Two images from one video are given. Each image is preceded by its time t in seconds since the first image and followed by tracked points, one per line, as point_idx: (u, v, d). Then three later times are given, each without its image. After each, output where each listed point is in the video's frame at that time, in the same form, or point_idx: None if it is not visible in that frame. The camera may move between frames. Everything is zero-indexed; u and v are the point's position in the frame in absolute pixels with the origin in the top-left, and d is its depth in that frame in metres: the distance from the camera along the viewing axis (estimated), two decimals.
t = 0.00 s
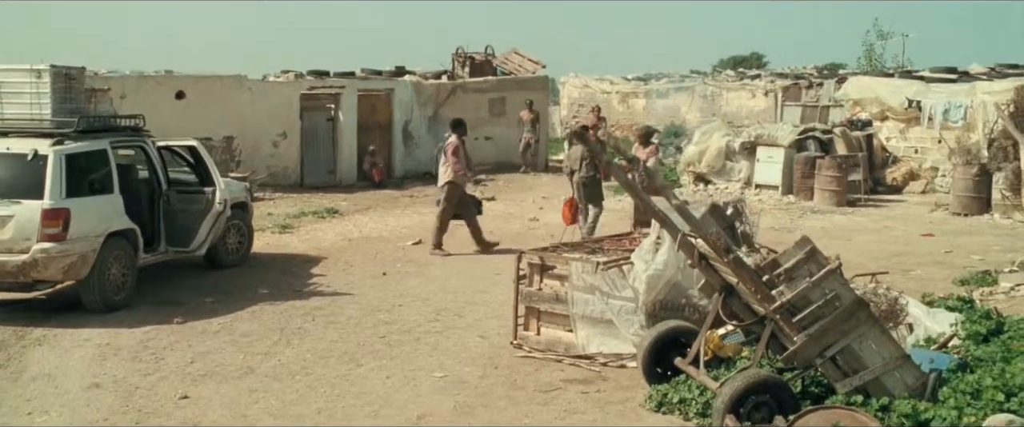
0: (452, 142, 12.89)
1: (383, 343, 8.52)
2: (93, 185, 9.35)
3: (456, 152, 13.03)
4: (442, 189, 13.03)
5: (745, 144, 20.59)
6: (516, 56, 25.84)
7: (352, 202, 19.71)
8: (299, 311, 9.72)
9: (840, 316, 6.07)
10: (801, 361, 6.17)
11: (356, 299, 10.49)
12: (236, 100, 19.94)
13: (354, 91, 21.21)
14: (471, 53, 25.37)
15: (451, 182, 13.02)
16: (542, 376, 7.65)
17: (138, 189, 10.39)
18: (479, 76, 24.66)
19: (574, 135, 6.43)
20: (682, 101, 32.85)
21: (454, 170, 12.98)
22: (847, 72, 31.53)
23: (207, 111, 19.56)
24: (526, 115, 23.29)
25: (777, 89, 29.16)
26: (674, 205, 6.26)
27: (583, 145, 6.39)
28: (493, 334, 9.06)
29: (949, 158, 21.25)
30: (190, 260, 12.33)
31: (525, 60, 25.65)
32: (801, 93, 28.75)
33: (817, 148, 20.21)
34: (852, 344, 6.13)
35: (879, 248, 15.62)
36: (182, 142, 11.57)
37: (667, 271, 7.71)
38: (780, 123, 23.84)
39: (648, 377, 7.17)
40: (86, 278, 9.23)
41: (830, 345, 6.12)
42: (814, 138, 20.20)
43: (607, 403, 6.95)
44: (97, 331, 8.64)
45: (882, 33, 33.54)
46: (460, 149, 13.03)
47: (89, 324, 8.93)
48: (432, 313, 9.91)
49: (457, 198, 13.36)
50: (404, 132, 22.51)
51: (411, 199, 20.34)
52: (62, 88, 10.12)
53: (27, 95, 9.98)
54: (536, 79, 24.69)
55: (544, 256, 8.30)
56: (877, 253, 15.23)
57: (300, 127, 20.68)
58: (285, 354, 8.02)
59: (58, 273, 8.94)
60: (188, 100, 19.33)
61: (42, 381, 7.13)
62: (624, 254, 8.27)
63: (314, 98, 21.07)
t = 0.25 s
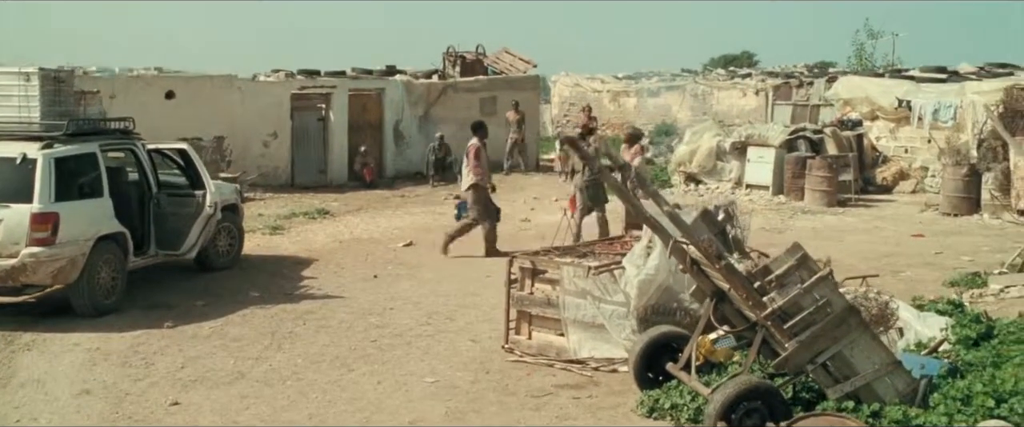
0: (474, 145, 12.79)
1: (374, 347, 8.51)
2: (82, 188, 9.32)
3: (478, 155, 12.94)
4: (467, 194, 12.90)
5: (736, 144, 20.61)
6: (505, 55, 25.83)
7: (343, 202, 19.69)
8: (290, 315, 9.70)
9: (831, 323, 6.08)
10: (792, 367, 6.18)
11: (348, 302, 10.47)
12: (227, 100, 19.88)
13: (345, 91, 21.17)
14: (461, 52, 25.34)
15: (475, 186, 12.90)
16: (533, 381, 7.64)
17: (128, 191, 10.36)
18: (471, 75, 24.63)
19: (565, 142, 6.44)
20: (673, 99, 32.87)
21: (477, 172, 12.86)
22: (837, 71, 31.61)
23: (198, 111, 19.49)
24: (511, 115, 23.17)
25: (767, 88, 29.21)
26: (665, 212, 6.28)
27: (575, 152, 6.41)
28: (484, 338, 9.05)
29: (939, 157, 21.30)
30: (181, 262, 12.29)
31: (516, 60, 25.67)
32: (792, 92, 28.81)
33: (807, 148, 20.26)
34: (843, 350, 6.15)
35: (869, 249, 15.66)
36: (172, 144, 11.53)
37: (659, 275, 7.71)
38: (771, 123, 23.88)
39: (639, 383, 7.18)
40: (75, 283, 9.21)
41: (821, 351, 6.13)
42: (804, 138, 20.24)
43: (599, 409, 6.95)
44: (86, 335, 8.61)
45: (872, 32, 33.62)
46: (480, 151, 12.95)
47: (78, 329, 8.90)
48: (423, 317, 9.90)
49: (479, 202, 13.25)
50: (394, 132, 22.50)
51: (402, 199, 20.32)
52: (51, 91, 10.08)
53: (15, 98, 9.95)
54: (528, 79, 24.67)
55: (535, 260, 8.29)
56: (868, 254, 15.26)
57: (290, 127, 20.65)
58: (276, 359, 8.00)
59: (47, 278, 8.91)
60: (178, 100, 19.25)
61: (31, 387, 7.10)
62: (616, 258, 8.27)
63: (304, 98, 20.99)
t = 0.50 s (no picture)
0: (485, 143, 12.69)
1: (363, 352, 8.50)
2: (69, 192, 9.28)
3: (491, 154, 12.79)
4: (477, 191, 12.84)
5: (725, 145, 20.65)
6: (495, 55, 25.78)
7: (332, 203, 19.65)
8: (279, 319, 9.67)
9: (820, 329, 6.09)
10: (782, 374, 6.19)
11: (337, 306, 10.45)
12: (215, 101, 19.81)
13: (334, 91, 21.13)
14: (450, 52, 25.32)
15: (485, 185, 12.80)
16: (523, 386, 7.64)
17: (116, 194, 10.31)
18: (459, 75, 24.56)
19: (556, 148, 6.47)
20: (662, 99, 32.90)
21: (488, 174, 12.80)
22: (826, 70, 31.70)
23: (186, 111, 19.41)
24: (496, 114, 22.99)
25: (756, 88, 29.27)
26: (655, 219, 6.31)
27: (565, 160, 6.42)
28: (473, 342, 9.04)
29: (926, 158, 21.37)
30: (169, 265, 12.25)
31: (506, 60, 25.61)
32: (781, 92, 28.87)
33: (795, 148, 20.31)
34: (832, 357, 6.15)
35: (857, 250, 15.71)
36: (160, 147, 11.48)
37: (649, 280, 7.71)
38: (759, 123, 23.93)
39: (629, 388, 7.17)
40: (62, 287, 9.16)
41: (810, 357, 6.14)
42: (793, 139, 20.28)
43: (588, 415, 6.94)
44: (73, 341, 8.57)
45: (860, 32, 33.72)
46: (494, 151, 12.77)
47: (65, 334, 8.86)
48: (412, 320, 9.88)
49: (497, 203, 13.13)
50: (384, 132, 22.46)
51: (391, 199, 20.30)
52: (38, 94, 10.03)
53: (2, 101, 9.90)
54: (518, 78, 24.60)
55: (525, 265, 8.29)
56: (856, 255, 15.31)
57: (279, 128, 20.60)
58: (265, 364, 7.97)
59: (34, 282, 8.87)
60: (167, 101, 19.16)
61: (18, 394, 7.07)
62: (606, 262, 8.27)
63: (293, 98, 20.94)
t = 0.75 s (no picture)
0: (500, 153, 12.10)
1: (352, 357, 8.47)
2: (55, 196, 9.24)
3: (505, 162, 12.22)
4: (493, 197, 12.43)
5: (713, 145, 20.66)
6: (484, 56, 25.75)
7: (320, 204, 19.61)
8: (267, 324, 9.64)
9: (809, 335, 6.11)
10: (771, 380, 6.20)
11: (325, 309, 10.44)
12: (203, 102, 19.72)
13: (322, 91, 21.11)
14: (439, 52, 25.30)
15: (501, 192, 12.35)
16: (512, 392, 7.63)
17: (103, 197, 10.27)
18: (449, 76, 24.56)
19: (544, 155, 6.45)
20: (650, 99, 32.91)
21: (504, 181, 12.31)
22: (814, 71, 31.77)
23: (174, 112, 19.33)
24: (482, 114, 22.87)
25: (745, 88, 29.32)
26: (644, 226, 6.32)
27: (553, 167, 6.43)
28: (462, 346, 9.02)
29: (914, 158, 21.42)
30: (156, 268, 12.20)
31: (495, 60, 25.54)
32: (769, 92, 28.93)
33: (784, 149, 20.36)
34: (820, 363, 6.17)
35: (845, 252, 15.74)
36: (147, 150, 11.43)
37: (637, 285, 7.75)
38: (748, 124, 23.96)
39: (618, 394, 7.18)
40: (48, 292, 9.12)
41: (799, 364, 6.16)
42: (781, 140, 20.32)
43: (577, 421, 6.94)
44: (60, 346, 8.53)
45: (848, 32, 33.79)
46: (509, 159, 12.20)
47: (52, 339, 8.82)
48: (401, 324, 9.86)
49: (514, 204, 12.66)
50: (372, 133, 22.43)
51: (379, 200, 20.27)
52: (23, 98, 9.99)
53: None
54: (506, 79, 24.63)
55: (514, 269, 8.27)
56: (844, 257, 15.34)
57: (268, 129, 20.57)
58: (253, 370, 7.95)
59: (20, 287, 8.82)
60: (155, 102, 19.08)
61: (5, 402, 7.03)
62: (595, 267, 8.27)
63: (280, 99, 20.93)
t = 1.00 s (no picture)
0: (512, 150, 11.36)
1: (337, 360, 8.45)
2: (36, 198, 9.19)
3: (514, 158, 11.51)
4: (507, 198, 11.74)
5: (698, 144, 20.69)
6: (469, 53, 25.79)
7: (304, 203, 19.56)
8: (251, 326, 9.61)
9: (793, 339, 6.13)
10: (755, 384, 6.22)
11: (310, 311, 10.41)
12: (187, 100, 19.60)
13: (306, 90, 21.01)
14: (424, 50, 25.30)
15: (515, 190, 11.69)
16: (498, 395, 7.63)
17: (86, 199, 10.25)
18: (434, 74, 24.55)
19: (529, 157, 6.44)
20: (635, 96, 32.92)
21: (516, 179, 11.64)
22: (798, 69, 31.83)
23: (158, 111, 19.23)
24: (466, 113, 22.93)
25: (729, 86, 29.37)
26: (629, 230, 6.33)
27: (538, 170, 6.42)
28: (448, 348, 9.01)
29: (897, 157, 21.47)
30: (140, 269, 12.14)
31: (479, 58, 25.59)
32: (753, 90, 28.98)
33: (768, 148, 20.41)
34: (805, 366, 6.19)
35: (829, 251, 15.78)
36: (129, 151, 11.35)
37: (623, 287, 7.73)
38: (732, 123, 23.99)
39: (603, 397, 7.18)
40: (30, 295, 9.06)
41: (783, 367, 6.18)
42: (765, 138, 20.38)
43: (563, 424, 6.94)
44: (42, 349, 8.48)
45: (832, 30, 33.87)
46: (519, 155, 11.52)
47: (34, 343, 8.76)
48: (387, 326, 9.84)
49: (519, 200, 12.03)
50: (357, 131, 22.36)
51: (364, 199, 20.24)
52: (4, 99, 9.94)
53: None
54: (491, 77, 24.65)
55: (499, 272, 8.26)
56: (828, 256, 15.40)
57: (252, 128, 20.45)
58: (237, 373, 7.92)
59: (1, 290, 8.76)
60: (138, 101, 18.98)
61: None
62: (580, 269, 8.26)
63: (263, 97, 20.67)
